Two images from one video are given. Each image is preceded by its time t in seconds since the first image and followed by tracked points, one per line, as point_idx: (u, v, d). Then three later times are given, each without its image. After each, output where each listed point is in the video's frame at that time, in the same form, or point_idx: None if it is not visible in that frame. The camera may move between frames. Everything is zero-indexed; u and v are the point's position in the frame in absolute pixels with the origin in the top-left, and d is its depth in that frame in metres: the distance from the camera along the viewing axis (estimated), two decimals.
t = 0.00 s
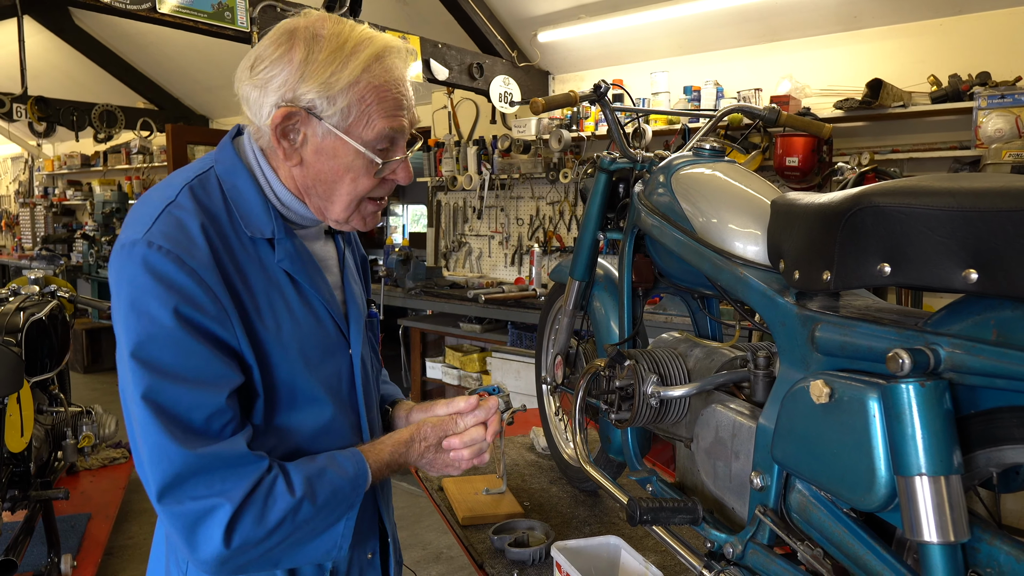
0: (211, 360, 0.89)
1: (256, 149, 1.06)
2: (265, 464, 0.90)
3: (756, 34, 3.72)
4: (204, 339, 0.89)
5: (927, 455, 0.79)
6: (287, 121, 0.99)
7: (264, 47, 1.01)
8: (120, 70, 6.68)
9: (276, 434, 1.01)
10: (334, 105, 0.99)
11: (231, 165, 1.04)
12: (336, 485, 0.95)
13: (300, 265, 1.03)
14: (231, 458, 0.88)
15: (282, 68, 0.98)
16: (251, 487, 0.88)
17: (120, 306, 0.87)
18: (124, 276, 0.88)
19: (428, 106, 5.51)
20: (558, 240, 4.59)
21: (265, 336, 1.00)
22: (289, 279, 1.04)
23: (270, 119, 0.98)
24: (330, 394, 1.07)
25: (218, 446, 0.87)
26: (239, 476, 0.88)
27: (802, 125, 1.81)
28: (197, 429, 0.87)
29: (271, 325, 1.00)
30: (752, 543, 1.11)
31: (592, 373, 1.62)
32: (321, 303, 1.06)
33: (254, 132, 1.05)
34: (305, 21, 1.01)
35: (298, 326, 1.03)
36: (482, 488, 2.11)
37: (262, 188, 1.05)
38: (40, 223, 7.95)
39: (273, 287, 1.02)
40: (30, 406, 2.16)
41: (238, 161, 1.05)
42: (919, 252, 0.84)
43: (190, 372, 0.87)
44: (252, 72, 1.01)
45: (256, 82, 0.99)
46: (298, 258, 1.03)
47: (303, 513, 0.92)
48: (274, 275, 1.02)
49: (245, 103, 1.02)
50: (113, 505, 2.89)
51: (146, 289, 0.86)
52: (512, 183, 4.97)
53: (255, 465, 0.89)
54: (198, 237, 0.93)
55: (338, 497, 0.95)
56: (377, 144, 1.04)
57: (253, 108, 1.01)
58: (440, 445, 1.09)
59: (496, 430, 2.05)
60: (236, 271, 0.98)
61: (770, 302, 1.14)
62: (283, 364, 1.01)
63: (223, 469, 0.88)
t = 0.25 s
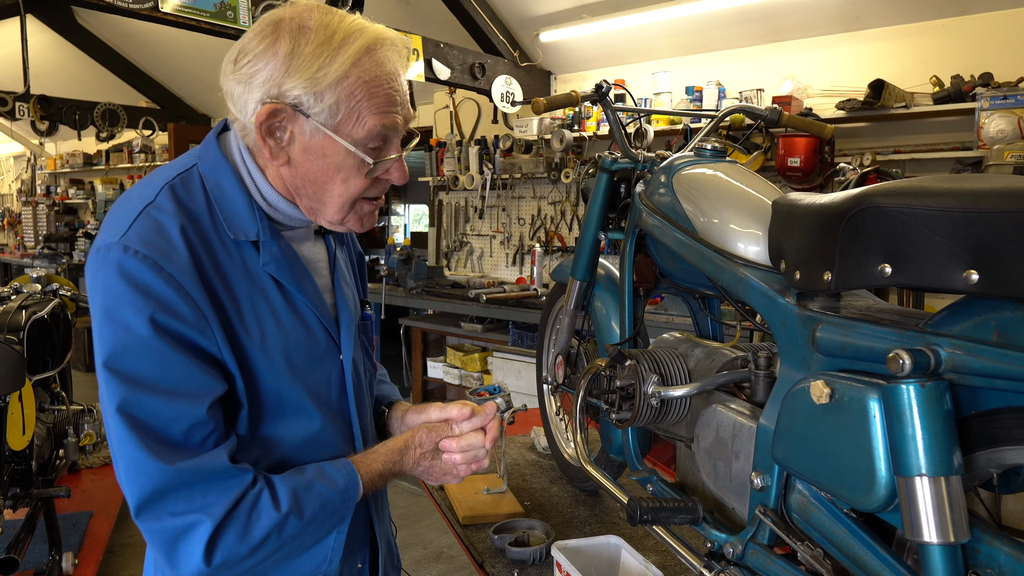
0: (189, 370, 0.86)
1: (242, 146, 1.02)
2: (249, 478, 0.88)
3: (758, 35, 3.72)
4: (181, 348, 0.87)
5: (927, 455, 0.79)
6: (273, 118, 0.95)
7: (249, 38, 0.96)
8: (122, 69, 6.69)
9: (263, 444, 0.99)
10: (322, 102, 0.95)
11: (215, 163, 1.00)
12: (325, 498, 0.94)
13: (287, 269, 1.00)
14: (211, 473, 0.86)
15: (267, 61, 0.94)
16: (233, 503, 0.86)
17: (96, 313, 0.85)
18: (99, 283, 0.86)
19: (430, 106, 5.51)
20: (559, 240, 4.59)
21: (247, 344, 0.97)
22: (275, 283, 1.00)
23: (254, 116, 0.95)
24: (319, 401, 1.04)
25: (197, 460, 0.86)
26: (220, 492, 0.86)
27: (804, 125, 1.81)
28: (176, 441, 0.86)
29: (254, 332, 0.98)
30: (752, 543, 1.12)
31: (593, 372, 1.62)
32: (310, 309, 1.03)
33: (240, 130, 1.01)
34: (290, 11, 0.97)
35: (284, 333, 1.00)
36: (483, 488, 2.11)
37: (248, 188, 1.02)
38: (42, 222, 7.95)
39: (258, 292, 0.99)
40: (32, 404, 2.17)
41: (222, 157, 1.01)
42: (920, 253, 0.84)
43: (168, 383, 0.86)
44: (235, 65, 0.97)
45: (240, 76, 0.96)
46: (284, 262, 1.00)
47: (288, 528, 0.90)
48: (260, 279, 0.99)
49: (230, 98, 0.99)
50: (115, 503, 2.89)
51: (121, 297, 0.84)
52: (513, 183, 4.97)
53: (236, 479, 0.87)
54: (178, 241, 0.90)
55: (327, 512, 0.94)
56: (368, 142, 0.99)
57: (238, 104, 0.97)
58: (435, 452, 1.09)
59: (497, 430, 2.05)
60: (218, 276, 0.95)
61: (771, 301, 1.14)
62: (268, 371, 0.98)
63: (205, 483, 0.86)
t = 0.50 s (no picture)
0: (176, 380, 0.82)
1: (231, 144, 0.96)
2: (242, 489, 0.85)
3: (760, 34, 3.72)
4: (169, 358, 0.82)
5: (929, 457, 0.79)
6: (263, 121, 0.88)
7: (248, 34, 0.90)
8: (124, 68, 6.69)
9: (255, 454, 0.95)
10: (316, 113, 0.88)
11: (203, 160, 0.94)
12: (320, 512, 0.90)
13: (280, 274, 0.95)
14: (202, 485, 0.82)
15: (264, 62, 0.88)
16: (225, 516, 0.83)
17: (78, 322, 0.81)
18: (81, 289, 0.81)
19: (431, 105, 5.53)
20: (561, 240, 4.59)
21: (238, 352, 0.92)
22: (268, 288, 0.95)
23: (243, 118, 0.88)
24: (314, 408, 1.00)
25: (188, 471, 0.82)
26: (212, 505, 0.82)
27: (806, 125, 1.80)
28: (165, 453, 0.82)
29: (246, 339, 0.93)
30: (752, 544, 1.11)
31: (594, 373, 1.61)
32: (305, 314, 0.98)
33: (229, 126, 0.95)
34: (294, 12, 0.91)
35: (278, 339, 0.95)
36: (484, 487, 2.11)
37: (238, 191, 0.96)
38: (43, 221, 7.95)
39: (249, 298, 0.94)
40: (34, 403, 2.18)
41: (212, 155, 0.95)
42: (921, 253, 0.84)
43: (156, 394, 0.81)
44: (231, 58, 0.90)
45: (232, 73, 0.89)
46: (277, 265, 0.95)
47: (284, 541, 0.87)
48: (252, 285, 0.94)
49: (221, 92, 0.92)
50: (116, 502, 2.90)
51: (106, 305, 0.80)
52: (515, 182, 4.97)
53: (228, 491, 0.83)
54: (164, 246, 0.85)
55: (323, 525, 0.91)
56: (362, 158, 0.93)
57: (230, 100, 0.90)
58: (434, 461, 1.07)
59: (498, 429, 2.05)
60: (208, 282, 0.90)
61: (772, 302, 1.13)
62: (260, 380, 0.93)
63: (196, 496, 0.82)
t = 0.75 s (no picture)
0: (164, 388, 0.80)
1: (224, 149, 0.93)
2: (233, 497, 0.83)
3: (761, 34, 3.71)
4: (157, 367, 0.80)
5: (930, 456, 0.79)
6: (259, 139, 0.85)
7: (249, 47, 0.86)
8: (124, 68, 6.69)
9: (247, 461, 0.93)
10: (315, 134, 0.85)
11: (193, 162, 0.91)
12: (313, 519, 0.88)
13: (272, 278, 0.93)
14: (192, 493, 0.80)
15: (264, 80, 0.84)
16: (215, 524, 0.81)
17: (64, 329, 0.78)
18: (67, 295, 0.78)
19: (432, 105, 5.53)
20: (562, 239, 4.59)
21: (229, 359, 0.90)
22: (260, 292, 0.93)
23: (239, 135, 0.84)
24: (307, 414, 0.98)
25: (177, 479, 0.80)
26: (202, 513, 0.81)
27: (806, 124, 1.80)
28: (153, 461, 0.80)
29: (238, 345, 0.90)
30: (753, 543, 1.11)
31: (594, 372, 1.61)
32: (298, 318, 0.96)
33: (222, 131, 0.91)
34: (296, 26, 0.87)
35: (270, 345, 0.93)
36: (485, 487, 2.11)
37: (229, 195, 0.93)
38: (45, 221, 7.96)
39: (240, 302, 0.91)
40: (34, 402, 2.18)
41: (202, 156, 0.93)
42: (922, 252, 0.84)
43: (144, 401, 0.79)
44: (230, 71, 0.86)
45: (230, 86, 0.86)
46: (269, 269, 0.93)
47: (276, 549, 0.85)
48: (243, 289, 0.92)
49: (218, 102, 0.88)
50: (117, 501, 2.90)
51: (92, 312, 0.77)
52: (516, 182, 4.96)
53: (218, 500, 0.82)
54: (152, 251, 0.83)
55: (316, 533, 0.89)
56: (359, 180, 0.90)
57: (227, 112, 0.87)
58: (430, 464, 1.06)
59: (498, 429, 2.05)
60: (198, 286, 0.88)
61: (772, 301, 1.13)
62: (251, 388, 0.91)
63: (186, 504, 0.81)
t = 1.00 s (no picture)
0: (158, 392, 0.80)
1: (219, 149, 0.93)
2: (229, 501, 0.83)
3: (762, 34, 3.71)
4: (151, 370, 0.80)
5: (931, 455, 0.79)
6: (248, 137, 0.84)
7: (234, 44, 0.86)
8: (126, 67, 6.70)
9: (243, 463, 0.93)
10: (304, 129, 0.84)
11: (188, 162, 0.91)
12: (310, 524, 0.88)
13: (267, 279, 0.92)
14: (188, 497, 0.80)
15: (250, 76, 0.84)
16: (210, 528, 0.81)
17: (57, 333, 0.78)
18: (61, 299, 0.78)
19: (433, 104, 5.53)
20: (562, 239, 4.59)
21: (224, 361, 0.89)
22: (256, 294, 0.93)
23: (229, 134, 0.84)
24: (304, 415, 0.98)
25: (172, 483, 0.80)
26: (197, 517, 0.81)
27: (807, 124, 1.79)
28: (148, 465, 0.80)
29: (233, 347, 0.90)
30: (754, 543, 1.11)
31: (595, 371, 1.61)
32: (295, 319, 0.96)
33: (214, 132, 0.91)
34: (279, 20, 0.86)
35: (266, 347, 0.93)
36: (486, 486, 2.11)
37: (225, 196, 0.92)
38: (46, 220, 7.96)
39: (236, 304, 0.91)
40: (35, 401, 2.18)
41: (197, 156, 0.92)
42: (923, 251, 0.83)
43: (138, 405, 0.79)
44: (217, 70, 0.86)
45: (218, 85, 0.85)
46: (265, 270, 0.92)
47: (272, 553, 0.85)
48: (238, 290, 0.91)
49: (207, 101, 0.88)
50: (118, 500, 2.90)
51: (84, 316, 0.77)
52: (516, 182, 4.96)
53: (213, 503, 0.82)
54: (146, 253, 0.82)
55: (313, 537, 0.89)
56: (352, 176, 0.89)
57: (217, 112, 0.87)
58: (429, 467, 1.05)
59: (499, 429, 2.04)
60: (193, 289, 0.87)
61: (774, 301, 1.13)
62: (246, 390, 0.91)
63: (182, 508, 0.81)
